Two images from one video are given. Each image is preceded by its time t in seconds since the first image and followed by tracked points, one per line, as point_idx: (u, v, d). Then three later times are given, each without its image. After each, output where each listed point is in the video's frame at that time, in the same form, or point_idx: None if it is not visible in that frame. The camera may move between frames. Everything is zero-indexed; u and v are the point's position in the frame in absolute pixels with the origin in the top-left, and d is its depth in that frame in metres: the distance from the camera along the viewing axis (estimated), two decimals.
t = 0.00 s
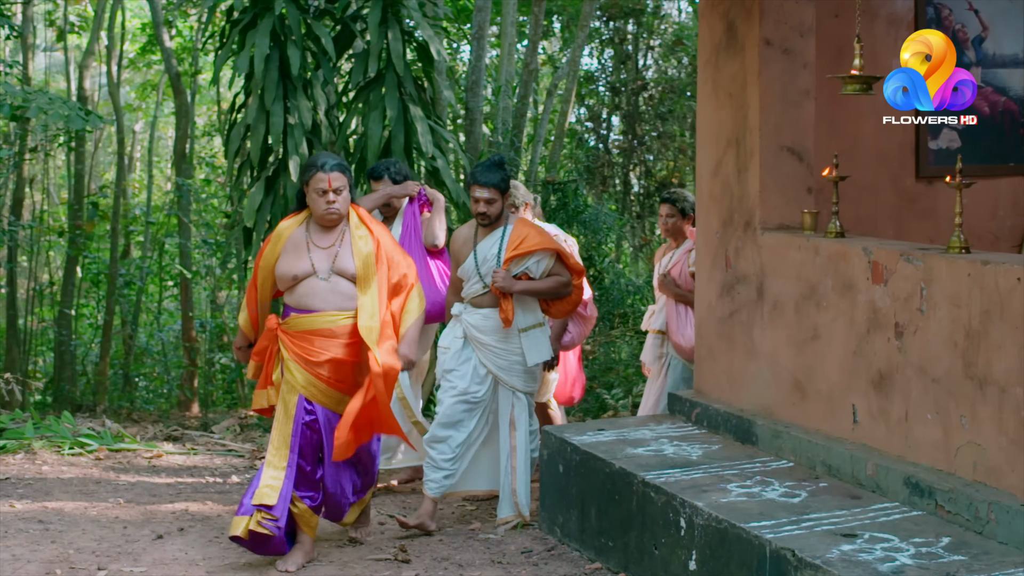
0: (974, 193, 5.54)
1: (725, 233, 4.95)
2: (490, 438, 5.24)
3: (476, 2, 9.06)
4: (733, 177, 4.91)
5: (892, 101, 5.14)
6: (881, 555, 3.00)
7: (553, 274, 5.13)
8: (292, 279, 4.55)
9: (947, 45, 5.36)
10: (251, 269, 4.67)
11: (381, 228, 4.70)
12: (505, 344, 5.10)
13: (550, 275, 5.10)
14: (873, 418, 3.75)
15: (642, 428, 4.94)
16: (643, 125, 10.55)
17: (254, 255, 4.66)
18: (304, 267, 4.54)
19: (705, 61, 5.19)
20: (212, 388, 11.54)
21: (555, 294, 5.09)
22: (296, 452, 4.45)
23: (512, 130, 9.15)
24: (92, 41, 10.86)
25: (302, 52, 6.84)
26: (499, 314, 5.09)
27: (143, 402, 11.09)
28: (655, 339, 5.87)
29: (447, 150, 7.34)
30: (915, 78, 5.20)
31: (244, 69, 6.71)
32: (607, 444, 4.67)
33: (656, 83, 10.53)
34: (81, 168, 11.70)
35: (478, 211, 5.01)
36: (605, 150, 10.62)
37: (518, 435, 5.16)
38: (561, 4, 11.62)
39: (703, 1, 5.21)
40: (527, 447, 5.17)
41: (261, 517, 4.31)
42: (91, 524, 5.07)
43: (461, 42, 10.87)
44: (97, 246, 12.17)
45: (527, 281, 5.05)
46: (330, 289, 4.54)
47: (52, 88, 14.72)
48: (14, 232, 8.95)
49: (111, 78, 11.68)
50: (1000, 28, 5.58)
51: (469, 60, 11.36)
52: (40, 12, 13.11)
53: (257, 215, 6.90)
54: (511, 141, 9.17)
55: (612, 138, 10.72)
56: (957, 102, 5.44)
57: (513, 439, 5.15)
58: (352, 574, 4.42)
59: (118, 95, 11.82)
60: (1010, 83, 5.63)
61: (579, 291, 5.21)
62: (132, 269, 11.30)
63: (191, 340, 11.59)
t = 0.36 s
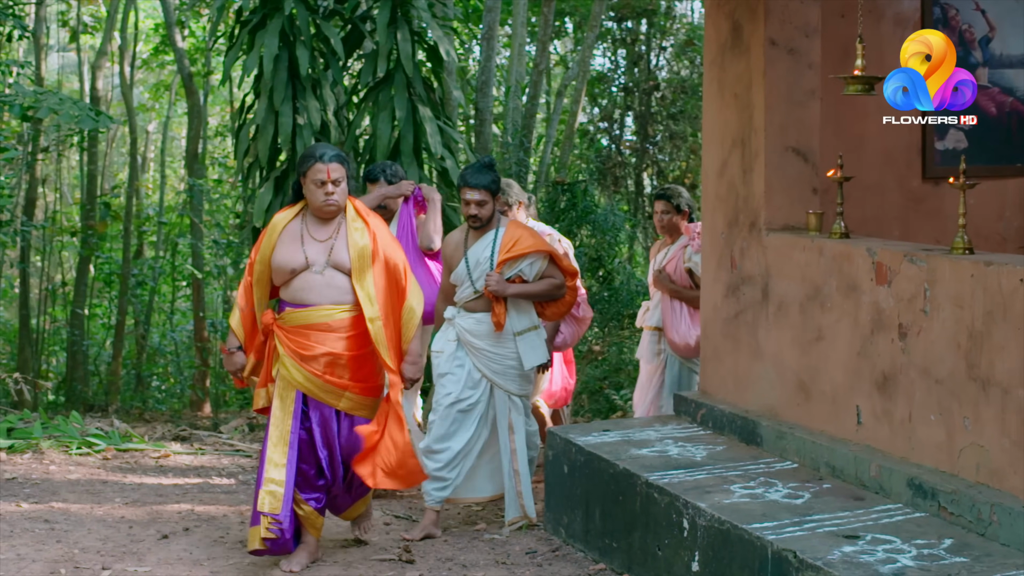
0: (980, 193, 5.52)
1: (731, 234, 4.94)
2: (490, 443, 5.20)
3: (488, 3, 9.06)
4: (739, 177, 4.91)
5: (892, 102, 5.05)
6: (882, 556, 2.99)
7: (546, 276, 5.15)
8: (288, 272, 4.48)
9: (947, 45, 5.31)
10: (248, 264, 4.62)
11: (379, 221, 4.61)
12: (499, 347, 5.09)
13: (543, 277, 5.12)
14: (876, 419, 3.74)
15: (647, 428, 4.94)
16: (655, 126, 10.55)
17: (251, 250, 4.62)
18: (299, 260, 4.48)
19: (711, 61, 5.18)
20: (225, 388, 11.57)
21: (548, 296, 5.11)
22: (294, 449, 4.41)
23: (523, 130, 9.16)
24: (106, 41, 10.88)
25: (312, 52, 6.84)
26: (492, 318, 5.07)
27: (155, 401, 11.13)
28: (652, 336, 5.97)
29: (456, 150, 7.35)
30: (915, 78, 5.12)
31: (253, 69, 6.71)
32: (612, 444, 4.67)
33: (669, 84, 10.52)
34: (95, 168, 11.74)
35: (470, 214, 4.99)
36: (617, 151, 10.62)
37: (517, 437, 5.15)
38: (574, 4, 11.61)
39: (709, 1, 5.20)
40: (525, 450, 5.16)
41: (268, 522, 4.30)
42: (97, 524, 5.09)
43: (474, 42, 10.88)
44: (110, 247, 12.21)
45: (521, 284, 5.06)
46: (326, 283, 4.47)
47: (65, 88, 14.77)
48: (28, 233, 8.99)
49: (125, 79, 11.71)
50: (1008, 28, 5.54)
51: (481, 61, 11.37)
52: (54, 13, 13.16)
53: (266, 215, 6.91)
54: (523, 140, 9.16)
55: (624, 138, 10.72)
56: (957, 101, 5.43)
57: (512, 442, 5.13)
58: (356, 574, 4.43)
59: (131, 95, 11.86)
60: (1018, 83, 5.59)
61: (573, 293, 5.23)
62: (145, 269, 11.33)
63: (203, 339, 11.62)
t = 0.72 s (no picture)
0: (987, 194, 5.53)
1: (736, 234, 4.93)
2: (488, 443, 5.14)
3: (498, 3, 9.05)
4: (744, 178, 4.90)
5: (892, 101, 5.07)
6: (884, 558, 2.98)
7: (538, 273, 5.12)
8: (288, 265, 4.41)
9: (947, 45, 5.32)
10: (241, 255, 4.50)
11: (381, 216, 4.54)
12: (490, 346, 5.03)
13: (534, 275, 5.09)
14: (881, 421, 3.73)
15: (652, 429, 4.93)
16: (667, 126, 10.55)
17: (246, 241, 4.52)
18: (298, 252, 4.40)
19: (716, 61, 5.16)
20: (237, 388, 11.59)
21: (540, 294, 5.07)
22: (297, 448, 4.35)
23: (534, 130, 9.16)
24: (119, 41, 10.89)
25: (321, 52, 6.85)
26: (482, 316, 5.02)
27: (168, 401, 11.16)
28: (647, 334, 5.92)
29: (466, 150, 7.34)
30: (915, 79, 5.14)
31: (263, 69, 6.73)
32: (617, 445, 4.67)
33: (681, 84, 10.52)
34: (108, 169, 11.78)
35: (461, 211, 4.95)
36: (629, 151, 10.61)
37: (514, 437, 5.12)
38: (586, 4, 11.61)
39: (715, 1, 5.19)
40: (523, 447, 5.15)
41: (274, 525, 4.26)
42: (103, 523, 5.10)
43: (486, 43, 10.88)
44: (123, 247, 12.24)
45: (512, 281, 5.02)
46: (326, 276, 4.38)
47: (78, 88, 14.80)
48: (40, 233, 9.01)
49: (138, 79, 11.73)
50: (1015, 28, 5.49)
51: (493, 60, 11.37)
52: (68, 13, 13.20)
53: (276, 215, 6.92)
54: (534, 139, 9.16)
55: (637, 138, 10.70)
56: (959, 101, 5.41)
57: (511, 440, 5.11)
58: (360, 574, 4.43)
59: (144, 95, 11.88)
60: None
61: (565, 289, 5.20)
62: (157, 269, 11.36)
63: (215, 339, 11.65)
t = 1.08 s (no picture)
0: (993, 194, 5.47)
1: (742, 235, 4.92)
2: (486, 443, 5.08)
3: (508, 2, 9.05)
4: (750, 178, 4.89)
5: (892, 101, 4.92)
6: (886, 559, 2.97)
7: (531, 269, 5.08)
8: (287, 268, 4.25)
9: (947, 45, 5.17)
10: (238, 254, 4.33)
11: (384, 217, 4.39)
12: (483, 343, 4.99)
13: (528, 270, 5.05)
14: (885, 421, 3.72)
15: (658, 430, 4.93)
16: (681, 126, 10.53)
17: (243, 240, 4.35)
18: (299, 255, 4.25)
19: (722, 61, 5.16)
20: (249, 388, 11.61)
21: (534, 290, 5.04)
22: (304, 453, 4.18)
23: (545, 130, 9.15)
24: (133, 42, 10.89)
25: (331, 52, 6.86)
26: (475, 312, 4.99)
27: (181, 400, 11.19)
28: (645, 337, 5.92)
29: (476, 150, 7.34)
30: (915, 78, 5.01)
31: (272, 70, 6.74)
32: (622, 445, 4.67)
33: (693, 84, 10.50)
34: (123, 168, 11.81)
35: (455, 206, 4.84)
36: (643, 151, 10.58)
37: (511, 435, 5.06)
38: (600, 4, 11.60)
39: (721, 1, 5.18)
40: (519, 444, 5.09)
41: (282, 533, 4.10)
42: (109, 522, 5.11)
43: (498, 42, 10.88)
44: (136, 246, 12.28)
45: (506, 276, 4.98)
46: (326, 280, 4.23)
47: (92, 89, 14.84)
48: (54, 233, 9.04)
49: (152, 79, 11.75)
50: None
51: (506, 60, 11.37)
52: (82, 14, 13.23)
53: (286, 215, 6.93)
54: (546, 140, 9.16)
55: (649, 138, 10.68)
56: (957, 102, 5.30)
57: (505, 437, 5.05)
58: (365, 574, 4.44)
59: (158, 95, 11.90)
60: None
61: (558, 286, 5.16)
62: (171, 268, 11.39)
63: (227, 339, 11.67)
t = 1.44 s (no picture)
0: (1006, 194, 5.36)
1: (748, 235, 4.91)
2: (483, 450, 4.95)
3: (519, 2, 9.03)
4: (756, 178, 4.88)
5: (892, 101, 4.78)
6: (887, 560, 2.96)
7: (529, 266, 5.03)
8: (288, 278, 4.14)
9: (948, 44, 5.01)
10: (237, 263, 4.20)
11: (388, 227, 4.29)
12: (480, 340, 4.93)
13: (526, 267, 5.00)
14: (889, 422, 3.71)
15: (663, 430, 4.92)
16: (694, 126, 10.49)
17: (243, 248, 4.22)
18: (301, 265, 4.14)
19: (728, 61, 5.15)
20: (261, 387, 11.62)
21: (531, 287, 5.00)
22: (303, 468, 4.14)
23: (556, 129, 9.13)
24: (146, 42, 10.91)
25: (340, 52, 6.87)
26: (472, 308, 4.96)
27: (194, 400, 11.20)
28: (641, 340, 5.89)
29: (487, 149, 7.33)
30: (915, 78, 4.84)
31: (282, 70, 6.76)
32: (627, 445, 4.66)
33: (707, 83, 10.46)
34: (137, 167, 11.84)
35: (454, 201, 4.81)
36: (655, 151, 10.57)
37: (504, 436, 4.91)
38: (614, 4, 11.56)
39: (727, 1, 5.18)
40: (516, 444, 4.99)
41: (293, 544, 4.12)
42: (115, 522, 5.13)
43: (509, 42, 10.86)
44: (150, 247, 12.30)
45: (504, 273, 4.94)
46: (328, 290, 4.12)
47: (105, 89, 14.89)
48: (68, 233, 9.07)
49: (166, 79, 11.77)
50: None
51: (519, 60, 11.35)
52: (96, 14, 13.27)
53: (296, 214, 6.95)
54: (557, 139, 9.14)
55: (663, 138, 10.63)
56: (957, 101, 5.22)
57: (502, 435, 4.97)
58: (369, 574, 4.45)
59: (172, 95, 11.92)
60: None
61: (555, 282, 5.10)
62: (184, 268, 11.40)
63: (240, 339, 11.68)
